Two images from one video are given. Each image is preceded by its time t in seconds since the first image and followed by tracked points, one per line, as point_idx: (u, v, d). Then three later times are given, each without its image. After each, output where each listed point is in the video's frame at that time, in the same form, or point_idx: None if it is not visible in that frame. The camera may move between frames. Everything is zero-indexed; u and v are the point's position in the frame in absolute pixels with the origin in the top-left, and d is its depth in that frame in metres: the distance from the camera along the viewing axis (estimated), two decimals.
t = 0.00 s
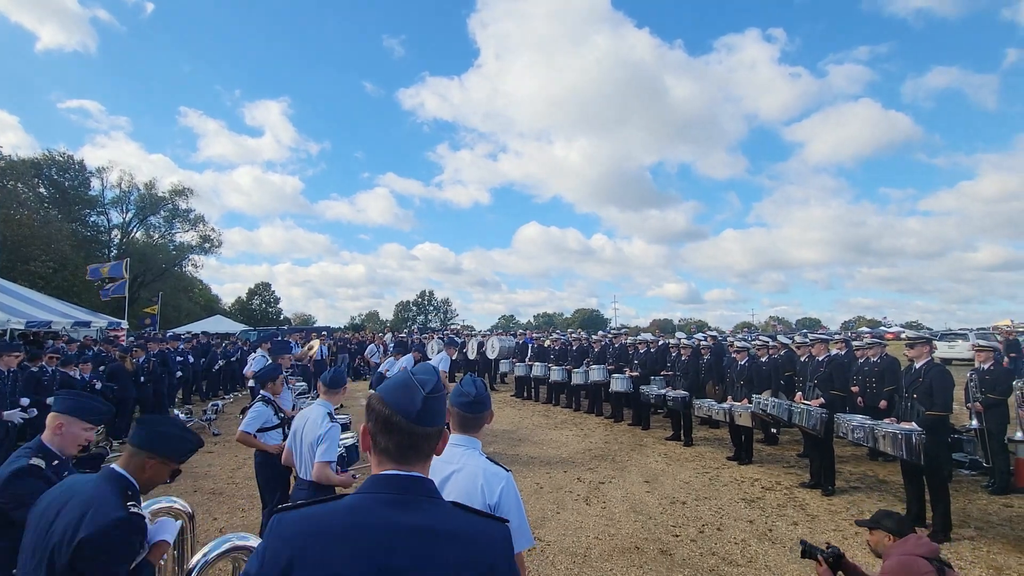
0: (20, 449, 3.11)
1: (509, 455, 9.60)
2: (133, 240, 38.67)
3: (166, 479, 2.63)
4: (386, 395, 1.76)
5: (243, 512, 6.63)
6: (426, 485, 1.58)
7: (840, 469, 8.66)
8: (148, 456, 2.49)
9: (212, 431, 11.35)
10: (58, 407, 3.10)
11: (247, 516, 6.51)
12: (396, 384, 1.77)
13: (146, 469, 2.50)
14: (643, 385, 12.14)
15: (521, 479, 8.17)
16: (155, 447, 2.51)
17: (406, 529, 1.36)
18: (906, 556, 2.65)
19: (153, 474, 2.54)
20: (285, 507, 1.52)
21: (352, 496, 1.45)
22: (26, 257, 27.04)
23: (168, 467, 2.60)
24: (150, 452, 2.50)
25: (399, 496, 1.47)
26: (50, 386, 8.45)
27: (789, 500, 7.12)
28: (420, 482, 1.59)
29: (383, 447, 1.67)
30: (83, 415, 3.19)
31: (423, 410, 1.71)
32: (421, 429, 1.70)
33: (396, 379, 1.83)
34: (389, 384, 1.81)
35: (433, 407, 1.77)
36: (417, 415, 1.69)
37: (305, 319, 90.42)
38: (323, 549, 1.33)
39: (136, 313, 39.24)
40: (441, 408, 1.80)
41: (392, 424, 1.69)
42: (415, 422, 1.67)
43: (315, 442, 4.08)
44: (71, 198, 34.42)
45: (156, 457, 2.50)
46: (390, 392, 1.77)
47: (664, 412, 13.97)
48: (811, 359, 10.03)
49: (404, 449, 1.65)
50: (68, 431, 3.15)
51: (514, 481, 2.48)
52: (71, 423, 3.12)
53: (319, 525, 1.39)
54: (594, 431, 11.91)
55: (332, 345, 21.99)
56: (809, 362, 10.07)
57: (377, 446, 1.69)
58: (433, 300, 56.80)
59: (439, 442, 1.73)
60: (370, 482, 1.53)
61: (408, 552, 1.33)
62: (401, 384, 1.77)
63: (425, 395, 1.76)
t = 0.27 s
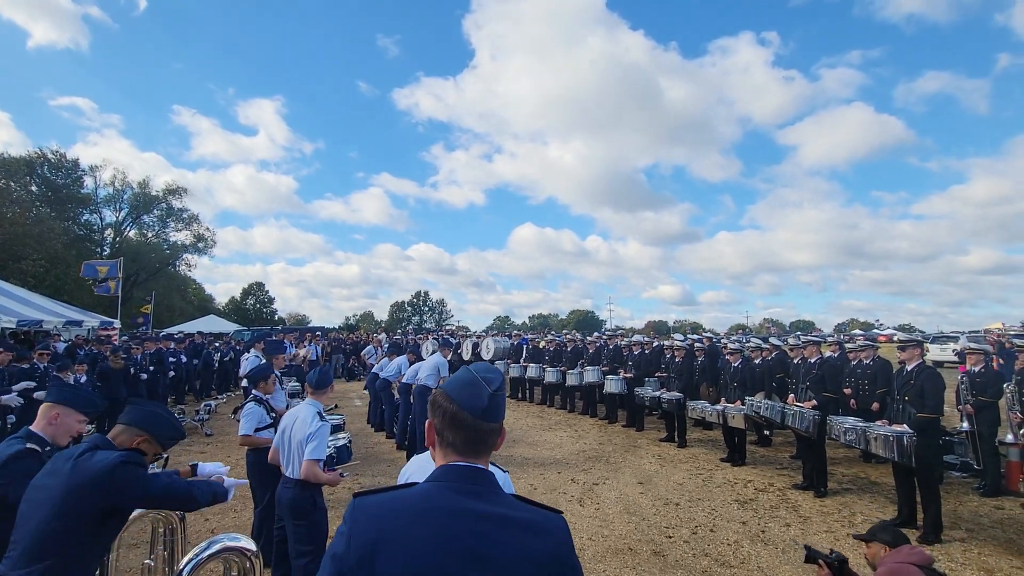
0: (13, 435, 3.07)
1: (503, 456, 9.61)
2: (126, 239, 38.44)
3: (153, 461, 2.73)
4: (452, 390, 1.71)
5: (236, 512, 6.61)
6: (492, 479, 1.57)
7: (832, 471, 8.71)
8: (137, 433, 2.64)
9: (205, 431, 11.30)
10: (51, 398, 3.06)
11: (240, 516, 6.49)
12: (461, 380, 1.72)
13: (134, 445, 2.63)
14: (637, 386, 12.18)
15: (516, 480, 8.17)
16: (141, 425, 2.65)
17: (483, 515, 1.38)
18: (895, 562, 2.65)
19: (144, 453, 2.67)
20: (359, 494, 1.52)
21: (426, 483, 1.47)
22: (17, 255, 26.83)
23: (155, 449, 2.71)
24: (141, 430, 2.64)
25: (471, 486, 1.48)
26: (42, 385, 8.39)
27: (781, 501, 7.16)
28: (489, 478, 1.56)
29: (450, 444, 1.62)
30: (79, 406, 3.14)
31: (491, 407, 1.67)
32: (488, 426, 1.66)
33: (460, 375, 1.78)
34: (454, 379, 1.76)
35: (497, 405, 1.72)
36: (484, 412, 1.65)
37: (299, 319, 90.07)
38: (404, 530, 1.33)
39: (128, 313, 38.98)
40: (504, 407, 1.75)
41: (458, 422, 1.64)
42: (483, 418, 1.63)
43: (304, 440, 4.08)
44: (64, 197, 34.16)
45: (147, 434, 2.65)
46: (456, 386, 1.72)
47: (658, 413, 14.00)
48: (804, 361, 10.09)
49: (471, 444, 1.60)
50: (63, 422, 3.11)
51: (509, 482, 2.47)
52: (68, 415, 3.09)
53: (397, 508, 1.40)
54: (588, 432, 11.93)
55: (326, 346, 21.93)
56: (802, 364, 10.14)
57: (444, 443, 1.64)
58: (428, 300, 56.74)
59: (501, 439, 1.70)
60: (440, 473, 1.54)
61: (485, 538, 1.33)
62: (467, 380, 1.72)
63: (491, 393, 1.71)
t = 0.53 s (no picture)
0: (19, 435, 3.11)
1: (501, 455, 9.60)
2: (124, 237, 38.29)
3: (142, 466, 2.68)
4: (470, 386, 1.69)
5: (233, 511, 6.60)
6: (506, 476, 1.56)
7: (829, 470, 8.73)
8: (126, 439, 2.59)
9: (202, 430, 11.26)
10: (56, 401, 3.03)
11: (237, 515, 6.49)
12: (480, 376, 1.70)
13: (124, 451, 2.59)
14: (635, 386, 12.20)
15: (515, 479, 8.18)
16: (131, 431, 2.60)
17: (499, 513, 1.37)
18: (889, 559, 2.66)
19: (133, 458, 2.62)
20: (376, 487, 1.52)
21: (443, 478, 1.46)
22: (14, 253, 26.72)
23: (145, 452, 2.66)
24: (130, 434, 2.59)
25: (488, 482, 1.47)
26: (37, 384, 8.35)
27: (778, 501, 7.18)
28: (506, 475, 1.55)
29: (467, 439, 1.60)
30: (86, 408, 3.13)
31: (509, 404, 1.65)
32: (505, 423, 1.65)
33: (478, 371, 1.76)
34: (472, 375, 1.75)
35: (514, 401, 1.70)
36: (502, 408, 1.63)
37: (296, 318, 89.89)
38: (420, 528, 1.33)
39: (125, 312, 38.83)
40: (522, 404, 1.73)
41: (475, 416, 1.62)
42: (501, 414, 1.61)
43: (297, 439, 4.06)
44: (60, 195, 33.99)
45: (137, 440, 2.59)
46: (474, 382, 1.70)
47: (656, 413, 14.01)
48: (801, 361, 10.12)
49: (487, 441, 1.59)
50: (69, 425, 3.10)
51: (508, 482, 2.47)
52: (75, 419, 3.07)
53: (414, 504, 1.39)
54: (586, 431, 11.94)
55: (324, 345, 21.90)
56: (799, 364, 10.17)
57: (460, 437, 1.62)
58: (426, 299, 56.69)
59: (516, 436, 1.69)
60: (456, 467, 1.53)
61: (498, 535, 1.32)
62: (486, 376, 1.70)
63: (510, 390, 1.69)
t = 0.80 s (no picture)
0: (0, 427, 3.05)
1: (499, 455, 9.61)
2: (123, 236, 38.22)
3: (152, 468, 2.62)
4: (441, 383, 1.68)
5: (232, 510, 6.60)
6: (478, 478, 1.54)
7: (827, 470, 8.75)
8: (139, 443, 2.51)
9: (201, 429, 11.26)
10: (40, 388, 3.06)
11: (236, 514, 6.48)
12: (451, 373, 1.69)
13: (136, 454, 2.52)
14: (634, 386, 12.21)
15: (513, 479, 8.18)
16: (146, 433, 2.52)
17: (466, 523, 1.34)
18: (883, 559, 2.66)
19: (145, 459, 2.57)
20: (338, 501, 1.50)
21: (409, 488, 1.44)
22: (12, 252, 26.65)
23: (156, 456, 2.60)
24: (142, 438, 2.52)
25: (456, 489, 1.45)
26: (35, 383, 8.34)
27: (777, 501, 7.19)
28: (476, 475, 1.54)
29: (438, 437, 1.59)
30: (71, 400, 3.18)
31: (481, 402, 1.64)
32: (476, 422, 1.63)
33: (451, 367, 1.75)
34: (443, 373, 1.73)
35: (488, 399, 1.69)
36: (474, 407, 1.62)
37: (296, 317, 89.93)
38: (385, 546, 1.31)
39: (124, 310, 38.75)
40: (496, 401, 1.72)
41: (446, 414, 1.61)
42: (472, 413, 1.60)
43: (297, 435, 4.06)
44: (59, 193, 33.92)
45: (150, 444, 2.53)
46: (445, 379, 1.69)
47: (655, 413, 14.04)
48: (799, 361, 10.14)
49: (459, 441, 1.57)
50: (53, 416, 3.11)
51: (503, 485, 2.44)
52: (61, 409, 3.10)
53: (378, 519, 1.37)
54: (585, 431, 11.95)
55: (323, 344, 21.90)
56: (797, 364, 10.19)
57: (432, 436, 1.60)
58: (425, 299, 56.68)
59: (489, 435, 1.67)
60: (423, 474, 1.51)
61: (464, 547, 1.30)
62: (458, 373, 1.70)
63: (481, 386, 1.68)
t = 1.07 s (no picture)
0: None
1: (498, 454, 9.60)
2: (122, 235, 38.11)
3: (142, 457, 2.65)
4: (367, 387, 1.62)
5: (231, 509, 6.59)
6: (415, 483, 1.48)
7: (826, 470, 8.77)
8: (130, 433, 2.54)
9: (200, 428, 11.25)
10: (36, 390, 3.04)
11: (234, 513, 6.48)
12: (378, 375, 1.63)
13: (127, 444, 2.54)
14: (633, 385, 12.23)
15: (511, 478, 8.18)
16: (137, 424, 2.55)
17: (401, 530, 1.28)
18: (881, 559, 2.66)
19: (132, 450, 2.58)
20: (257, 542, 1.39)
21: (334, 509, 1.35)
22: (11, 250, 26.55)
23: (144, 446, 2.63)
24: (131, 428, 2.54)
25: (387, 501, 1.38)
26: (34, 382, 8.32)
27: (775, 500, 7.19)
28: (409, 480, 1.48)
29: (367, 445, 1.54)
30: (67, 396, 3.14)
31: (410, 403, 1.58)
32: (407, 424, 1.58)
33: (380, 367, 1.69)
34: (370, 375, 1.67)
35: (420, 398, 1.63)
36: (404, 409, 1.56)
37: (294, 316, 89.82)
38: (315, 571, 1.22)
39: (123, 309, 38.67)
40: (428, 399, 1.66)
41: (372, 419, 1.56)
42: (400, 416, 1.54)
43: (298, 435, 4.05)
44: (58, 191, 33.81)
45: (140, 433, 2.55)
46: (372, 381, 1.63)
47: (654, 412, 14.06)
48: (797, 360, 10.17)
49: (387, 446, 1.52)
50: (52, 414, 3.11)
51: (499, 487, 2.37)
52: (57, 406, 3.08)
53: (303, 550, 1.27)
54: (584, 430, 11.96)
55: (322, 343, 21.88)
56: (796, 364, 10.21)
57: (360, 444, 1.56)
58: (424, 298, 56.70)
59: (424, 435, 1.62)
60: (350, 491, 1.43)
61: (401, 553, 1.24)
62: (385, 374, 1.64)
63: (410, 385, 1.62)
